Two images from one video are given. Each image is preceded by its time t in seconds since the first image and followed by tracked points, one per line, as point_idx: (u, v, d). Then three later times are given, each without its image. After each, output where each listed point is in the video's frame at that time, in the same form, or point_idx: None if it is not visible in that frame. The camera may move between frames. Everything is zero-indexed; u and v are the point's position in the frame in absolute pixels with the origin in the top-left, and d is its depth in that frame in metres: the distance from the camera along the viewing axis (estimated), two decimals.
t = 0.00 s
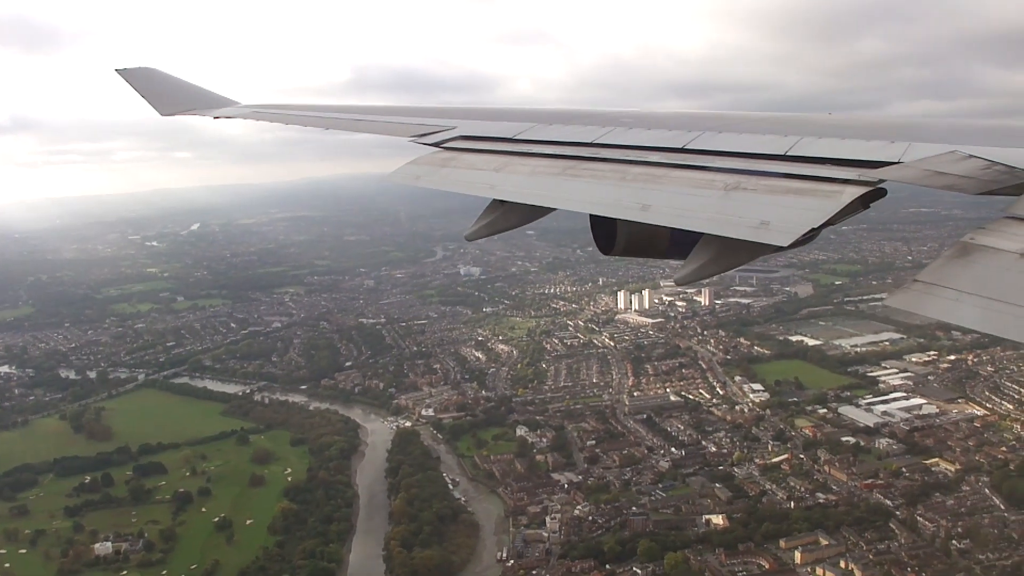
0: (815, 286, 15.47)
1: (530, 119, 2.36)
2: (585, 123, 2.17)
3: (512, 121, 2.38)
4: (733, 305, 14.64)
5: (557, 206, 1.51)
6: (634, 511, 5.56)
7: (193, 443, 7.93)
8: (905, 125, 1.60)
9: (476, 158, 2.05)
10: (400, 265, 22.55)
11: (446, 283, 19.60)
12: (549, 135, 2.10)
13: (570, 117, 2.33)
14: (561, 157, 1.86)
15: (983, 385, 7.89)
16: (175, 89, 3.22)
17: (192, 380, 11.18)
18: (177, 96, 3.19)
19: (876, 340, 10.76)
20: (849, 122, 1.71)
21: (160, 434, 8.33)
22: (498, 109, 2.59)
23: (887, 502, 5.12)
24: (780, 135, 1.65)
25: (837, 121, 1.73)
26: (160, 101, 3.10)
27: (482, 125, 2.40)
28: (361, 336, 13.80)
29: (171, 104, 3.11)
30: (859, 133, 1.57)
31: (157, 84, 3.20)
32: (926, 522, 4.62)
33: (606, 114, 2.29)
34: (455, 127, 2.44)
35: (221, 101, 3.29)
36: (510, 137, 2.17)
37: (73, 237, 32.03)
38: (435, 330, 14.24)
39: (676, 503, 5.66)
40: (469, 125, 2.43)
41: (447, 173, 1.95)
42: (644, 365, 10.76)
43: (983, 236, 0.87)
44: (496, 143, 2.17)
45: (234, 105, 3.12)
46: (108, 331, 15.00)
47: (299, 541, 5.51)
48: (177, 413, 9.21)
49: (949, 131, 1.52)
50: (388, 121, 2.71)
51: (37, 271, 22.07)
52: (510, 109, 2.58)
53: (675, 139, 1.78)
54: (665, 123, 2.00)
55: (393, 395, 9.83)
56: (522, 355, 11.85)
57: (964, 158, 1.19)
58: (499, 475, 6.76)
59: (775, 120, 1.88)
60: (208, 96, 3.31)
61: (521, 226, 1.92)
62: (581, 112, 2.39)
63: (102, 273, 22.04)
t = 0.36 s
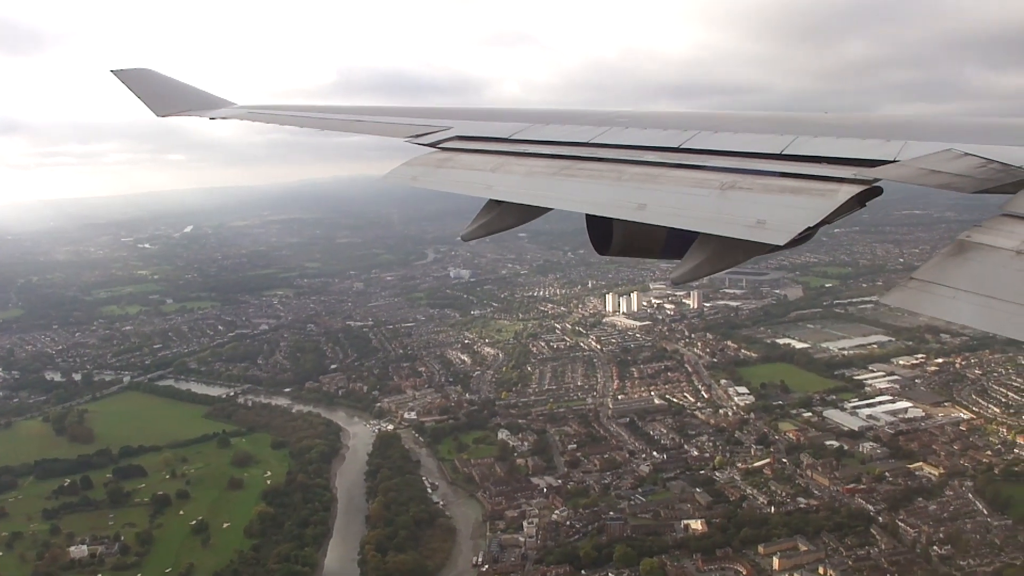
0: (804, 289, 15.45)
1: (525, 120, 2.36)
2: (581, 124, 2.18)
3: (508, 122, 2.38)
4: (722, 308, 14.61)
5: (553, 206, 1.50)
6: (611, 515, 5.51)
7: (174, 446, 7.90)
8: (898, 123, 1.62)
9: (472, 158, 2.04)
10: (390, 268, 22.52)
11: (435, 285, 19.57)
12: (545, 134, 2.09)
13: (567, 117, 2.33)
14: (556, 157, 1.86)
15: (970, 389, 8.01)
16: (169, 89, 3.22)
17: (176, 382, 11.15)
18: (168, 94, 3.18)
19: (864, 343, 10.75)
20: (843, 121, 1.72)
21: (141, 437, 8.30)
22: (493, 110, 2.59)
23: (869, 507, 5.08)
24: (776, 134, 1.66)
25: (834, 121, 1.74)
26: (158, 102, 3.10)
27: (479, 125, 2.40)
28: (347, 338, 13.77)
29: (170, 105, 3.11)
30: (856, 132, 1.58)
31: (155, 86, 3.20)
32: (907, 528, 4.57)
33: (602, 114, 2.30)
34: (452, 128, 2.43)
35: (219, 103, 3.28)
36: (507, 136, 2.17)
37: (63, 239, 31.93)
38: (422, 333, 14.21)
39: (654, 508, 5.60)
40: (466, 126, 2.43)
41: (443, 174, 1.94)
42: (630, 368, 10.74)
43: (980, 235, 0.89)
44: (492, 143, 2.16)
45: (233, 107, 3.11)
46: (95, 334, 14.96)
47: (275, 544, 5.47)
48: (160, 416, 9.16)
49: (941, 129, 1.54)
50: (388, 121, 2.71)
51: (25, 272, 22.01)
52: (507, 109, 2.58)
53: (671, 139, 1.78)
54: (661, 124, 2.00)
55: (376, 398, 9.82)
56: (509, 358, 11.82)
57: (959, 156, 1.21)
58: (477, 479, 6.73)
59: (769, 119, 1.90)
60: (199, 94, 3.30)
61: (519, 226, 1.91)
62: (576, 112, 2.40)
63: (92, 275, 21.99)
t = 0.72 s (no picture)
0: (793, 294, 15.45)
1: (520, 112, 2.36)
2: (576, 116, 2.19)
3: (502, 114, 2.38)
4: (709, 312, 14.60)
5: (551, 199, 1.51)
6: (586, 522, 5.47)
7: (153, 446, 7.87)
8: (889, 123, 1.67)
9: (467, 150, 2.03)
10: (380, 269, 22.49)
11: (423, 288, 19.55)
12: (540, 128, 2.09)
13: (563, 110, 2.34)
14: (551, 150, 1.86)
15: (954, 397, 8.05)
16: (163, 76, 3.22)
17: (160, 383, 11.13)
18: (162, 82, 3.18)
19: (851, 349, 10.74)
20: (833, 119, 1.76)
21: (121, 437, 8.26)
22: (487, 102, 2.59)
23: (847, 515, 5.06)
24: (772, 130, 1.68)
25: (828, 118, 1.78)
26: (152, 88, 3.11)
27: (474, 117, 2.39)
28: (333, 340, 13.75)
29: (164, 92, 3.12)
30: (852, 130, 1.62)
31: (151, 72, 3.20)
32: (884, 536, 4.60)
33: (596, 108, 2.31)
34: (448, 120, 2.42)
35: (214, 90, 3.28)
36: (502, 129, 2.16)
37: (52, 238, 31.83)
38: (407, 335, 14.17)
39: (630, 514, 5.55)
40: (461, 118, 2.42)
41: (439, 166, 1.94)
42: (613, 372, 10.72)
43: (977, 232, 0.91)
44: (487, 135, 2.16)
45: (227, 95, 3.11)
46: (81, 333, 14.92)
47: (248, 546, 5.45)
48: (139, 417, 9.11)
49: (931, 129, 1.58)
50: (384, 113, 2.70)
51: (12, 271, 21.95)
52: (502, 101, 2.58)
53: (667, 134, 1.79)
54: (657, 118, 2.02)
55: (358, 400, 9.80)
56: (493, 361, 11.80)
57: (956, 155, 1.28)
58: (453, 482, 6.70)
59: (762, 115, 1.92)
60: (194, 82, 3.30)
61: (514, 220, 1.91)
62: (570, 104, 2.40)
63: (81, 274, 21.95)
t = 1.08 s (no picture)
0: (781, 301, 15.44)
1: (515, 112, 2.35)
2: (571, 117, 2.18)
3: (497, 114, 2.37)
4: (695, 319, 14.58)
5: (545, 199, 1.50)
6: (559, 528, 5.41)
7: (129, 448, 7.84)
8: (883, 124, 1.66)
9: (462, 150, 2.02)
10: (368, 273, 22.48)
11: (411, 292, 19.53)
12: (535, 128, 2.08)
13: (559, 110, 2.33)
14: (545, 150, 1.85)
15: (938, 405, 8.03)
16: (153, 73, 3.22)
17: (141, 386, 11.09)
18: (155, 80, 3.18)
19: (836, 356, 10.73)
20: (828, 120, 1.76)
21: (100, 440, 8.22)
22: (481, 102, 2.58)
23: (824, 524, 5.05)
24: (768, 130, 1.68)
25: (824, 118, 1.78)
26: (148, 87, 3.12)
27: (470, 117, 2.38)
28: (317, 344, 13.73)
29: (160, 91, 3.12)
30: (848, 131, 1.61)
31: (146, 70, 3.21)
32: (860, 547, 4.60)
33: (591, 108, 2.30)
34: (443, 120, 2.41)
35: (208, 90, 3.29)
36: (497, 129, 2.16)
37: (41, 239, 31.78)
38: (391, 340, 14.13)
39: (604, 521, 5.49)
40: (456, 118, 2.41)
41: (434, 166, 1.93)
42: (596, 378, 10.70)
43: (969, 233, 0.95)
44: (482, 135, 2.15)
45: (223, 94, 3.12)
46: (66, 334, 14.88)
47: (218, 550, 5.42)
48: (119, 420, 9.06)
49: (925, 130, 1.58)
50: (380, 112, 2.69)
51: None
52: (498, 101, 2.57)
53: (662, 133, 1.78)
54: (652, 117, 2.01)
55: (337, 404, 9.78)
56: (476, 366, 11.78)
57: (950, 154, 1.28)
58: (428, 488, 6.65)
59: (756, 115, 1.92)
60: (185, 80, 3.30)
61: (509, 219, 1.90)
62: (566, 104, 2.39)
63: (68, 275, 21.91)
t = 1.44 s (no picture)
0: (769, 302, 15.44)
1: (509, 112, 2.34)
2: (565, 116, 2.17)
3: (490, 114, 2.36)
4: (682, 322, 14.56)
5: (539, 198, 1.49)
6: (535, 534, 5.35)
7: (109, 455, 7.76)
8: (877, 120, 1.65)
9: (456, 150, 2.01)
10: (357, 278, 22.47)
11: (399, 296, 19.51)
12: (529, 127, 2.07)
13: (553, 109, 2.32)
14: (540, 149, 1.84)
15: (923, 407, 8.04)
16: (138, 75, 3.19)
17: (125, 392, 11.01)
18: (145, 85, 3.16)
19: (822, 358, 10.72)
20: (821, 117, 1.74)
21: (80, 446, 8.14)
22: (475, 103, 2.57)
23: (803, 529, 5.01)
24: (762, 127, 1.66)
25: (818, 114, 1.76)
26: (141, 91, 3.11)
27: (463, 117, 2.37)
28: (302, 349, 13.69)
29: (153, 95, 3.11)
30: (842, 127, 1.60)
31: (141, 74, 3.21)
32: (841, 552, 4.56)
33: (585, 107, 2.29)
34: (437, 120, 2.40)
35: (200, 90, 3.28)
36: (491, 129, 2.14)
37: (30, 244, 31.67)
38: (377, 344, 14.10)
39: (581, 527, 5.42)
40: (450, 118, 2.40)
41: (428, 166, 1.92)
42: (580, 381, 10.66)
43: (964, 228, 0.94)
44: (475, 135, 2.14)
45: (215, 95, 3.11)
46: (51, 340, 14.78)
47: (192, 558, 5.36)
48: (99, 426, 9.00)
49: (920, 126, 1.57)
50: (371, 114, 2.69)
51: None
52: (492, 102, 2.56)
53: (656, 131, 1.77)
54: (646, 115, 2.00)
55: (319, 410, 9.74)
56: (460, 370, 11.76)
57: (945, 149, 1.27)
58: (405, 494, 6.62)
59: (749, 112, 1.91)
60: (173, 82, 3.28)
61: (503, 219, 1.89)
62: (560, 104, 2.38)
63: (55, 281, 21.79)
